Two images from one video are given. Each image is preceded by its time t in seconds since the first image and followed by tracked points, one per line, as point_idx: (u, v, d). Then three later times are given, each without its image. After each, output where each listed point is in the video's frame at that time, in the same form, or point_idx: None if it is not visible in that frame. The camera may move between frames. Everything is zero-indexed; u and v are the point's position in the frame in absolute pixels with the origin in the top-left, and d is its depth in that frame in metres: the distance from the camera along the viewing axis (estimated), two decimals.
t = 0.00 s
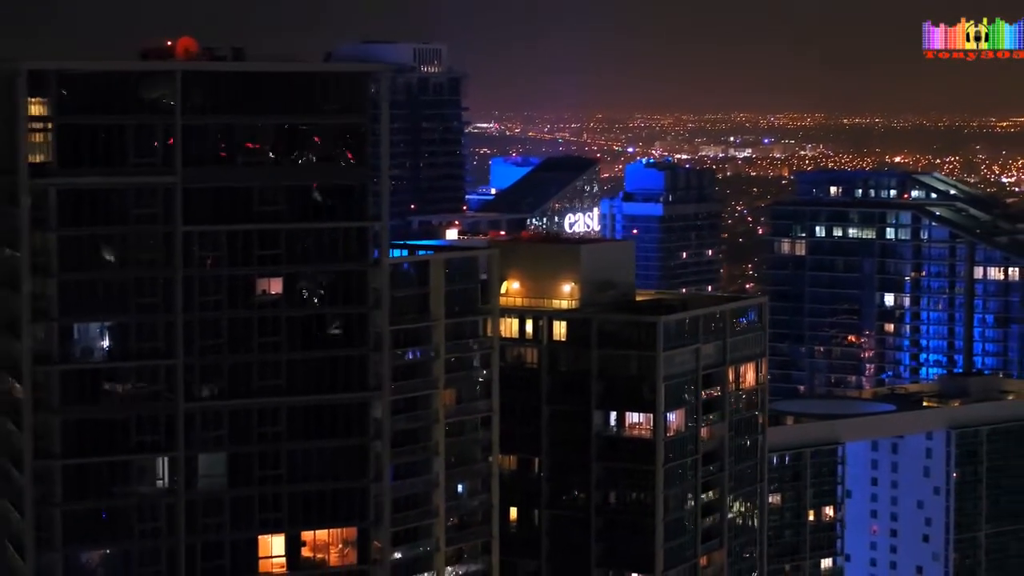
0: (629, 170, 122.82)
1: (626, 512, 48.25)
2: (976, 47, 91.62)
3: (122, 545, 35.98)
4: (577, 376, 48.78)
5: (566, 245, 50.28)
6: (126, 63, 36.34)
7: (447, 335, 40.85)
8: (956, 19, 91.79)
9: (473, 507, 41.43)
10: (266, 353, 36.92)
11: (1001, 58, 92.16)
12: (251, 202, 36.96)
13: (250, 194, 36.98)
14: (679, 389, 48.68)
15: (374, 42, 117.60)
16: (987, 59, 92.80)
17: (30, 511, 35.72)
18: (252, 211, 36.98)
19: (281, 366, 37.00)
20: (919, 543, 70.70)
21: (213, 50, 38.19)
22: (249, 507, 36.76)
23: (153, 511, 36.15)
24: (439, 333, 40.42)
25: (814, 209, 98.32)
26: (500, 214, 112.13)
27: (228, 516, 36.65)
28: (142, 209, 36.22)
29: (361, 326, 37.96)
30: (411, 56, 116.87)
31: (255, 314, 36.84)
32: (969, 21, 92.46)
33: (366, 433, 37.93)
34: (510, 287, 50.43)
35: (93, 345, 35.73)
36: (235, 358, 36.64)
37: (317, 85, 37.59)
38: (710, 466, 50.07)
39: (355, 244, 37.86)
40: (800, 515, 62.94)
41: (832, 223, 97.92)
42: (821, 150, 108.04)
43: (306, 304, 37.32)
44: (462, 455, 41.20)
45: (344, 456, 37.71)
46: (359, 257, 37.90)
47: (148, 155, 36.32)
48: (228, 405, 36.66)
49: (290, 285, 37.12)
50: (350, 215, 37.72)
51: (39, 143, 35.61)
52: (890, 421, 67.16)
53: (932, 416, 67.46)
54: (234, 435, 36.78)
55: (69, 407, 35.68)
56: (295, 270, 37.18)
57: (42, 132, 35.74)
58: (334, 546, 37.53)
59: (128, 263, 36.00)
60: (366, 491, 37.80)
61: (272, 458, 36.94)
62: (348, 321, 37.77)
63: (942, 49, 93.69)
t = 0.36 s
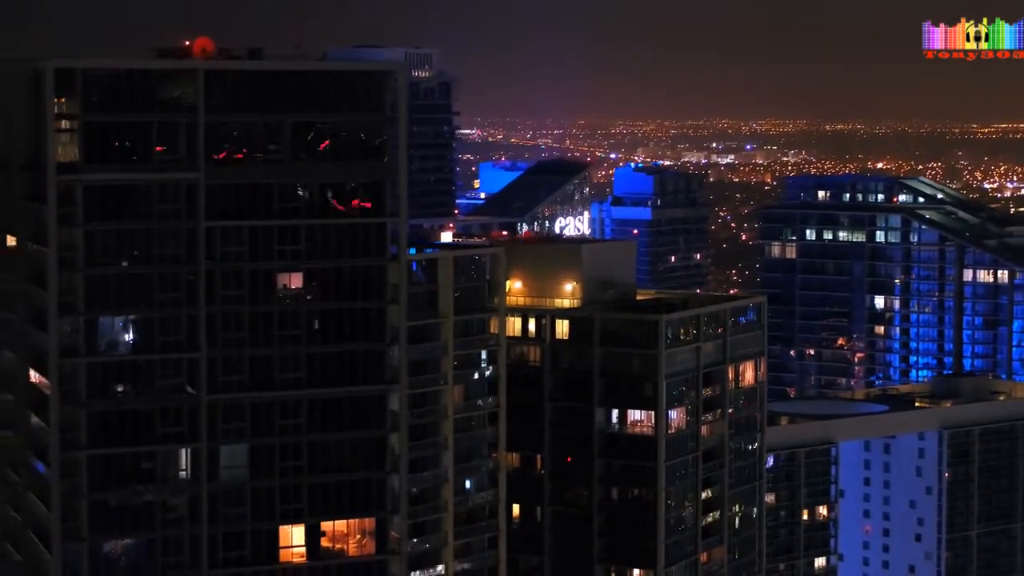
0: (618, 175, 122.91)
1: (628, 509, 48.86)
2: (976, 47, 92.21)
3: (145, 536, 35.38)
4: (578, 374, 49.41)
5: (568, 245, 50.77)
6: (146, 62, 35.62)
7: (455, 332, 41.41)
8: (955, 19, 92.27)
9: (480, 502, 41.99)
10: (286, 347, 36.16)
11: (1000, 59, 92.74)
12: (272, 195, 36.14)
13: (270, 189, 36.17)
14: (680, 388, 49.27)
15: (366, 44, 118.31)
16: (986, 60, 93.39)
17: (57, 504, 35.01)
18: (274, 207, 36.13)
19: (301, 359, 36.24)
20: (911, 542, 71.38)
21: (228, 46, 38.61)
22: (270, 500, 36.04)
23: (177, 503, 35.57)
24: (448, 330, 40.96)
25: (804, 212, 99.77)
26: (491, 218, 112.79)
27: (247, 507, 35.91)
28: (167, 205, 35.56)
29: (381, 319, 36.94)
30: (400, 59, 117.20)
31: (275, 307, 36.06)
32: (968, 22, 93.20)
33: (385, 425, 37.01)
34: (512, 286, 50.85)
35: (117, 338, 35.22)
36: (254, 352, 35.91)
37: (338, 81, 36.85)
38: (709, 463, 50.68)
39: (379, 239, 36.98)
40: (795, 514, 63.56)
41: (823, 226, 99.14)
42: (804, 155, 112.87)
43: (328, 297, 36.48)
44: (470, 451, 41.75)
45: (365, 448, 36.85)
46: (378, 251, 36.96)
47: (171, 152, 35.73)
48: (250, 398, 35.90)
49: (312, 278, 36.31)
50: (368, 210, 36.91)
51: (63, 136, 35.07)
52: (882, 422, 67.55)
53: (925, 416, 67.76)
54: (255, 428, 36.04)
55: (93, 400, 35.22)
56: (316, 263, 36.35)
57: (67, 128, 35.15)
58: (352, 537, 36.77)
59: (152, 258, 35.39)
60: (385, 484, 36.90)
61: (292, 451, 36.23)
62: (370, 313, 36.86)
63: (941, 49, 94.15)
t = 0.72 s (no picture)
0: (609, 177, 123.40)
1: (630, 506, 49.45)
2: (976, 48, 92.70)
3: (167, 527, 35.99)
4: (580, 373, 49.94)
5: (569, 244, 50.90)
6: (163, 61, 35.93)
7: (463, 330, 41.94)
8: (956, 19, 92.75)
9: (486, 498, 42.54)
10: (303, 341, 36.70)
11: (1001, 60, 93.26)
12: (291, 194, 36.60)
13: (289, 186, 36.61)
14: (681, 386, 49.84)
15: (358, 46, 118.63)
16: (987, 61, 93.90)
17: (79, 495, 35.68)
18: (292, 204, 36.61)
19: (318, 353, 36.77)
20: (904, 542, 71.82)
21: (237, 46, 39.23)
22: (288, 491, 36.64)
23: (197, 495, 36.11)
24: (455, 328, 41.55)
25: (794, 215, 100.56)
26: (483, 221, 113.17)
27: (266, 498, 36.52)
28: (187, 204, 35.95)
29: (397, 315, 37.35)
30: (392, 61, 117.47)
31: (294, 302, 36.59)
32: (968, 22, 93.71)
33: (401, 418, 37.55)
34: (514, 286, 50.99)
35: (138, 334, 35.72)
36: (273, 346, 36.49)
37: (354, 83, 37.08)
38: (709, 461, 51.27)
39: (396, 237, 37.34)
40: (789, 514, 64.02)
41: (814, 229, 99.98)
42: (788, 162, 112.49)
43: (343, 293, 37.01)
44: (476, 447, 42.29)
45: (381, 441, 37.35)
46: (395, 248, 37.32)
47: (191, 150, 36.00)
48: (269, 391, 36.49)
49: (327, 274, 36.84)
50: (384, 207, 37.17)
51: (87, 137, 35.42)
52: (873, 422, 68.01)
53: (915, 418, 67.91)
54: (274, 422, 36.57)
55: (116, 393, 35.73)
56: (332, 260, 36.92)
57: (91, 127, 35.52)
58: (369, 529, 37.16)
59: (173, 253, 35.88)
60: (400, 476, 37.44)
61: (310, 443, 36.71)
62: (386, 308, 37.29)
63: (941, 49, 94.62)
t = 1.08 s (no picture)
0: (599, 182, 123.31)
1: (632, 504, 50.04)
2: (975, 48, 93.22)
3: (189, 519, 36.53)
4: (581, 372, 50.49)
5: (570, 245, 51.57)
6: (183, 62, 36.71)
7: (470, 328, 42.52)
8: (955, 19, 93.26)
9: (492, 494, 43.15)
10: (321, 337, 37.26)
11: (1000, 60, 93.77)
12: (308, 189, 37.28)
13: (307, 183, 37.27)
14: (681, 385, 50.42)
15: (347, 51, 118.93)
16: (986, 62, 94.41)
17: (103, 487, 36.52)
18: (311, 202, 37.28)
19: (337, 349, 37.35)
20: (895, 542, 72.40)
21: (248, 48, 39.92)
22: (308, 483, 37.09)
23: (218, 487, 36.67)
24: (463, 326, 42.08)
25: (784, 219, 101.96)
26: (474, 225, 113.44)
27: (286, 491, 36.96)
28: (208, 201, 36.74)
29: (414, 311, 37.98)
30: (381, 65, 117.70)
31: (313, 299, 37.22)
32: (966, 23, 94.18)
33: (418, 413, 38.09)
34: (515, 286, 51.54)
35: (160, 328, 36.54)
36: (293, 341, 37.08)
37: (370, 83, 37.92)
38: (709, 459, 51.87)
39: (412, 234, 37.93)
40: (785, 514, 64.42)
41: (803, 233, 101.49)
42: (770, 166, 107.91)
43: (362, 290, 37.55)
44: (482, 444, 42.86)
45: (398, 435, 37.90)
46: (411, 246, 37.91)
47: (213, 149, 36.77)
48: (289, 385, 37.03)
49: (346, 272, 37.47)
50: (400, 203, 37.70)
51: (114, 137, 36.44)
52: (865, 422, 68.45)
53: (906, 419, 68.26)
54: (293, 415, 37.13)
55: (139, 387, 36.53)
56: (351, 257, 37.49)
57: (115, 127, 36.45)
58: (385, 522, 37.76)
59: (196, 251, 36.62)
60: (416, 470, 38.02)
61: (328, 437, 37.30)
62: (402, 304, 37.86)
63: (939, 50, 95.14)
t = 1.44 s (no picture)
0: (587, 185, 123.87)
1: (632, 502, 50.64)
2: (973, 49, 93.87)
3: (208, 512, 37.10)
4: (582, 371, 51.04)
5: (571, 246, 52.16)
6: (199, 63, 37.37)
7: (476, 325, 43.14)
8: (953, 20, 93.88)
9: (498, 490, 43.74)
10: (339, 333, 38.11)
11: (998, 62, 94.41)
12: (324, 187, 38.07)
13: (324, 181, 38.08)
14: (681, 384, 51.02)
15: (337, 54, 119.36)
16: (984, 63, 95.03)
17: (126, 481, 37.09)
18: (328, 199, 38.06)
19: (353, 345, 38.19)
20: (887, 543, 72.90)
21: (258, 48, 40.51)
22: (325, 477, 37.86)
23: (237, 480, 37.26)
24: (471, 324, 42.71)
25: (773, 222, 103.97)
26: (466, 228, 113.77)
27: (304, 483, 37.74)
28: (228, 200, 37.39)
29: (429, 308, 38.87)
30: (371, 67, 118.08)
31: (330, 295, 38.00)
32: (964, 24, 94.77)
33: (432, 408, 38.98)
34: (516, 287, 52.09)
35: (180, 324, 37.11)
36: (310, 338, 37.84)
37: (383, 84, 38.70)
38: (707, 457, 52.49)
39: (426, 231, 38.78)
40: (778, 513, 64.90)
41: (792, 236, 103.23)
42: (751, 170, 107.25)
43: (377, 287, 38.35)
44: (488, 440, 43.42)
45: (415, 429, 38.76)
46: (426, 243, 38.74)
47: (233, 149, 37.47)
48: (307, 381, 37.80)
49: (362, 270, 38.20)
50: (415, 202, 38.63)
51: (134, 137, 37.03)
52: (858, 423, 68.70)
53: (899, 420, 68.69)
54: (311, 410, 37.91)
55: (160, 382, 37.09)
56: (367, 254, 38.25)
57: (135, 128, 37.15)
58: (400, 515, 38.56)
59: (216, 248, 37.23)
60: (431, 464, 38.81)
61: (345, 431, 38.01)
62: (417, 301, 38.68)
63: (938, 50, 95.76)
